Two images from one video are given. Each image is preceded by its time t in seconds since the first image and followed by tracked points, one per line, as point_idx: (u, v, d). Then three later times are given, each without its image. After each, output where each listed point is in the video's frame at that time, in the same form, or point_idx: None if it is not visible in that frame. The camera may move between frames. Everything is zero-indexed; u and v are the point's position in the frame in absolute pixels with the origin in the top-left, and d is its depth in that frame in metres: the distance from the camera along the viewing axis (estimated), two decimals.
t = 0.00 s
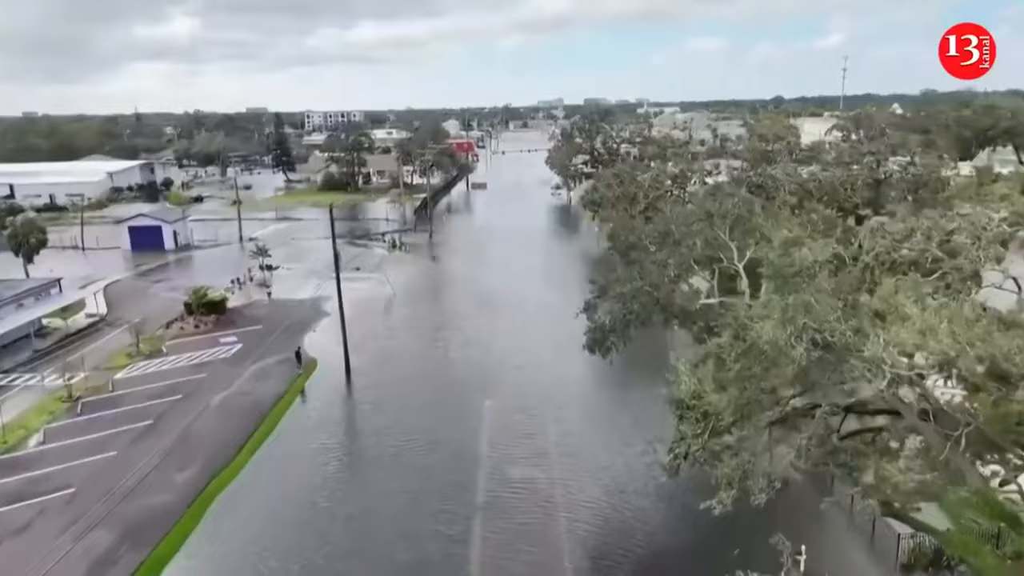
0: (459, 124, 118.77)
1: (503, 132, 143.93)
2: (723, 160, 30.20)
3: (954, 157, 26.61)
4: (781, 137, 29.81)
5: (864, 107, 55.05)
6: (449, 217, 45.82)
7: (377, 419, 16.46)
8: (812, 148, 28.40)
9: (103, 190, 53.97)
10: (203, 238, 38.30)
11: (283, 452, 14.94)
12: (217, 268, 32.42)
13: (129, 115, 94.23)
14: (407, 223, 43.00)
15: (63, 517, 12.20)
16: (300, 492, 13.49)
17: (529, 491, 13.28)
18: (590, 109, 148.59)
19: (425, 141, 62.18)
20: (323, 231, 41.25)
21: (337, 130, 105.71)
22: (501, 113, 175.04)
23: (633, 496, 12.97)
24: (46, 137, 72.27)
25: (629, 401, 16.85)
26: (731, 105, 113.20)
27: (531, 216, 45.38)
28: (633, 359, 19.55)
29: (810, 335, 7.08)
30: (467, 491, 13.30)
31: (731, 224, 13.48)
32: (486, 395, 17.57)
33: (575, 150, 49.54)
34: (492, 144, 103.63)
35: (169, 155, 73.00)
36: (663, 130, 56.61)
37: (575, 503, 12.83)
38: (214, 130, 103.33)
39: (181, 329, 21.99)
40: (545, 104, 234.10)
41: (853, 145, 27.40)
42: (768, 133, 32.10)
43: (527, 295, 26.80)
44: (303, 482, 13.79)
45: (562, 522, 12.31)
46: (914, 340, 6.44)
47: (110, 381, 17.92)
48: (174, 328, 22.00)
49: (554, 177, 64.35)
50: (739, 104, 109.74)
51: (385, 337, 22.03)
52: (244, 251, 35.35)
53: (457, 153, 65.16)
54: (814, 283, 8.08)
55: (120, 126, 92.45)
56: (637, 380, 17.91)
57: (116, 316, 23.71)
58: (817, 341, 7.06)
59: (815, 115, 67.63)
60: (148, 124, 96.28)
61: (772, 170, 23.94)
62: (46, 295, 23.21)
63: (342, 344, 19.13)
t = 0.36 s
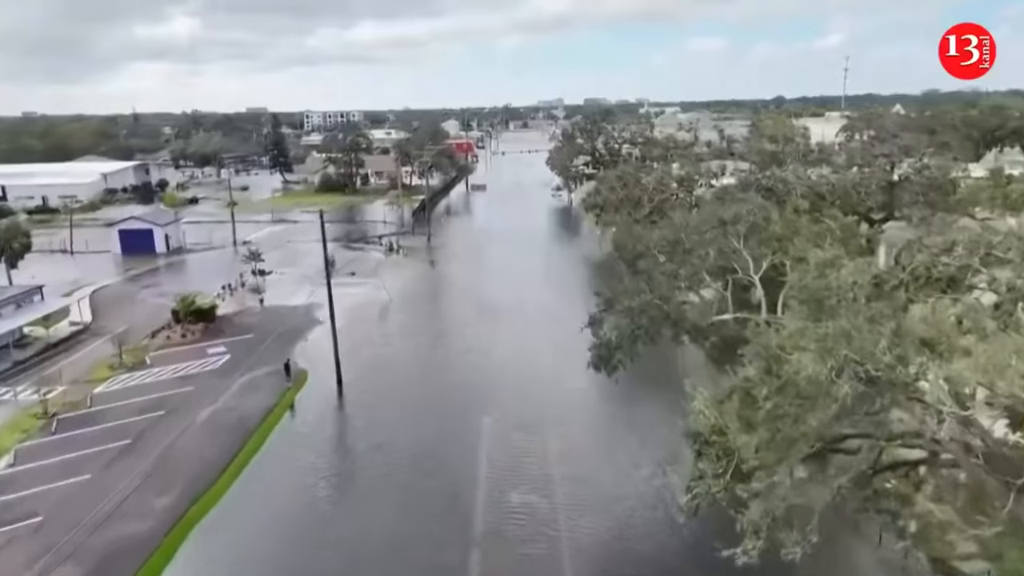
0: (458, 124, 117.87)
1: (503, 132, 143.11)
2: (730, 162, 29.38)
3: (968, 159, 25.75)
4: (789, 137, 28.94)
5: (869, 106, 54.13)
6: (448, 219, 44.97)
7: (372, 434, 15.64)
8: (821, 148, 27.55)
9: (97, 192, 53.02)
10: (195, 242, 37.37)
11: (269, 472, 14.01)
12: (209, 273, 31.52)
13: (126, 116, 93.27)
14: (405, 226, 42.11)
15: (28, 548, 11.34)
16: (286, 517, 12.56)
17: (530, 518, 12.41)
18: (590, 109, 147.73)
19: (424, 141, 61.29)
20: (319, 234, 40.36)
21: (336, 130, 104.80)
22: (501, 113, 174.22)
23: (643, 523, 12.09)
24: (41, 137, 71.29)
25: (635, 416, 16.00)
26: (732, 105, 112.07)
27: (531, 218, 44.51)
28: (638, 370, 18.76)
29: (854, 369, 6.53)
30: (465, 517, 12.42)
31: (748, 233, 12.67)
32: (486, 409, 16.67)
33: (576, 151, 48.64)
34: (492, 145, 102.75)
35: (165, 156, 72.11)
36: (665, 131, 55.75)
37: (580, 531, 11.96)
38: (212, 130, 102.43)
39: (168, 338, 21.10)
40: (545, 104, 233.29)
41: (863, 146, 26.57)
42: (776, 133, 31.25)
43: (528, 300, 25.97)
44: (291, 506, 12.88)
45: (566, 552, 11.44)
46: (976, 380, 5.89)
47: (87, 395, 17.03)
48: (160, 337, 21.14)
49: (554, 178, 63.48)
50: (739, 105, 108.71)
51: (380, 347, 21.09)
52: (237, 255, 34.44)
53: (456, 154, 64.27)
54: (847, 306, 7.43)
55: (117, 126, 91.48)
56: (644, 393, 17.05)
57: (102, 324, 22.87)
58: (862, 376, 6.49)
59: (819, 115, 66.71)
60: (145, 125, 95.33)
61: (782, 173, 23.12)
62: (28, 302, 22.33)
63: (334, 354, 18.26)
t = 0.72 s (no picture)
0: (458, 124, 116.71)
1: (503, 133, 141.97)
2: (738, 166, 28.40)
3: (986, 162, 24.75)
4: (798, 139, 28.01)
5: (876, 106, 53.01)
6: (447, 223, 44.02)
7: (367, 456, 14.70)
8: (831, 153, 26.66)
9: (90, 194, 52.01)
10: (187, 246, 36.42)
11: (248, 502, 13.05)
12: (200, 278, 30.58)
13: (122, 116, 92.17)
14: (402, 229, 41.13)
15: None
16: (273, 551, 11.64)
17: (530, 553, 11.48)
18: (591, 109, 146.57)
19: (423, 142, 60.26)
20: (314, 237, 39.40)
21: (334, 130, 103.68)
22: (501, 113, 173.07)
23: (652, 560, 11.16)
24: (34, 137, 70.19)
25: (642, 437, 15.07)
26: (734, 105, 110.91)
27: (531, 221, 43.58)
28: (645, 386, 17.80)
29: (917, 421, 6.18)
30: (460, 551, 11.49)
31: (767, 245, 11.73)
32: (484, 429, 15.71)
33: (577, 152, 47.63)
34: (492, 145, 101.56)
35: (161, 156, 71.07)
36: (668, 132, 54.67)
37: (583, 568, 11.04)
38: (210, 130, 101.31)
39: (152, 349, 20.19)
40: (546, 104, 232.17)
41: (877, 148, 25.60)
42: (786, 135, 30.24)
43: (529, 309, 25.01)
44: (279, 539, 11.95)
45: None
46: None
47: (63, 413, 16.12)
48: (144, 348, 20.23)
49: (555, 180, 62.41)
50: (742, 105, 107.57)
51: (373, 359, 20.12)
52: (229, 260, 33.51)
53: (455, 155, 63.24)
54: (902, 344, 6.69)
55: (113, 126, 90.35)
56: (650, 410, 16.17)
57: (84, 334, 21.92)
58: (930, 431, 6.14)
59: (824, 115, 65.54)
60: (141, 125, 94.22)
61: (794, 177, 22.12)
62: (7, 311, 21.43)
63: (324, 368, 17.32)
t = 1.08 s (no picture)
0: (458, 125, 115.81)
1: (504, 133, 141.04)
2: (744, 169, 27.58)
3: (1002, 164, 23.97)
4: (807, 139, 27.13)
5: (882, 106, 52.23)
6: (445, 225, 43.08)
7: (356, 480, 13.73)
8: (842, 155, 25.77)
9: (82, 196, 51.07)
10: (178, 250, 35.52)
11: (226, 536, 12.04)
12: (190, 284, 29.69)
13: (118, 116, 91.21)
14: (399, 232, 40.26)
15: None
16: None
17: None
18: (591, 109, 145.65)
19: (422, 143, 59.42)
20: (309, 241, 38.51)
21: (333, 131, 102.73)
22: (501, 113, 172.11)
23: None
24: (28, 138, 69.23)
25: (649, 459, 14.15)
26: (735, 105, 109.87)
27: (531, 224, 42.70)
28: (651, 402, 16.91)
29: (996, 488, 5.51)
30: None
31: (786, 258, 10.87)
32: (482, 449, 14.80)
33: (578, 154, 46.83)
34: (492, 144, 100.61)
35: (157, 157, 70.11)
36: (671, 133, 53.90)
37: None
38: (207, 130, 100.33)
39: (134, 361, 19.30)
40: (546, 104, 231.23)
41: (889, 150, 24.81)
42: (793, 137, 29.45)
43: (529, 317, 24.12)
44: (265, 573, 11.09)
45: None
46: None
47: (35, 431, 15.24)
48: (126, 360, 19.35)
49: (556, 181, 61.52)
50: (743, 105, 106.60)
51: (365, 372, 19.20)
52: (221, 264, 32.62)
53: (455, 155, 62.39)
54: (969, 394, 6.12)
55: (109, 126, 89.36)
56: (656, 428, 15.28)
57: (66, 344, 21.03)
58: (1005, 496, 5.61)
59: (828, 114, 64.68)
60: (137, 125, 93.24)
61: (805, 180, 21.26)
62: None
63: (313, 383, 16.39)
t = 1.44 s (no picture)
0: (457, 125, 114.93)
1: (503, 133, 140.17)
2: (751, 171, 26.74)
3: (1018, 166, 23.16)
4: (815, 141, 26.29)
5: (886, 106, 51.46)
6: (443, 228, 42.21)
7: (346, 505, 12.83)
8: (851, 157, 24.96)
9: (74, 198, 50.13)
10: (169, 254, 34.61)
11: (202, 572, 11.07)
12: (179, 289, 28.79)
13: (114, 117, 90.24)
14: (396, 235, 39.38)
15: None
16: None
17: None
18: (591, 109, 144.84)
19: (420, 144, 58.57)
20: (304, 245, 37.63)
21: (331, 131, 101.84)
22: (501, 113, 171.22)
23: None
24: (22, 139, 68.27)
25: (659, 484, 13.25)
26: (734, 105, 109.16)
27: (531, 226, 41.81)
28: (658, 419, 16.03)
29: None
30: None
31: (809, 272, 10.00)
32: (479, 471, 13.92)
33: (579, 154, 45.99)
34: (491, 144, 99.70)
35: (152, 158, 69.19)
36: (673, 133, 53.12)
37: None
38: (203, 131, 99.35)
39: (115, 373, 18.42)
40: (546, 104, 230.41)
41: (900, 153, 24.01)
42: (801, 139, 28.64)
43: (529, 325, 23.26)
44: None
45: None
46: None
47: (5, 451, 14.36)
48: (107, 372, 18.47)
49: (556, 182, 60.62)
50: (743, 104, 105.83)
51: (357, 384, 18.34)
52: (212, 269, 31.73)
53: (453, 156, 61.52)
54: None
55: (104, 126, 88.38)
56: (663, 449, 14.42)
57: (46, 356, 20.14)
58: None
59: (831, 114, 63.89)
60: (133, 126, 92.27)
61: (817, 184, 20.41)
62: None
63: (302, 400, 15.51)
